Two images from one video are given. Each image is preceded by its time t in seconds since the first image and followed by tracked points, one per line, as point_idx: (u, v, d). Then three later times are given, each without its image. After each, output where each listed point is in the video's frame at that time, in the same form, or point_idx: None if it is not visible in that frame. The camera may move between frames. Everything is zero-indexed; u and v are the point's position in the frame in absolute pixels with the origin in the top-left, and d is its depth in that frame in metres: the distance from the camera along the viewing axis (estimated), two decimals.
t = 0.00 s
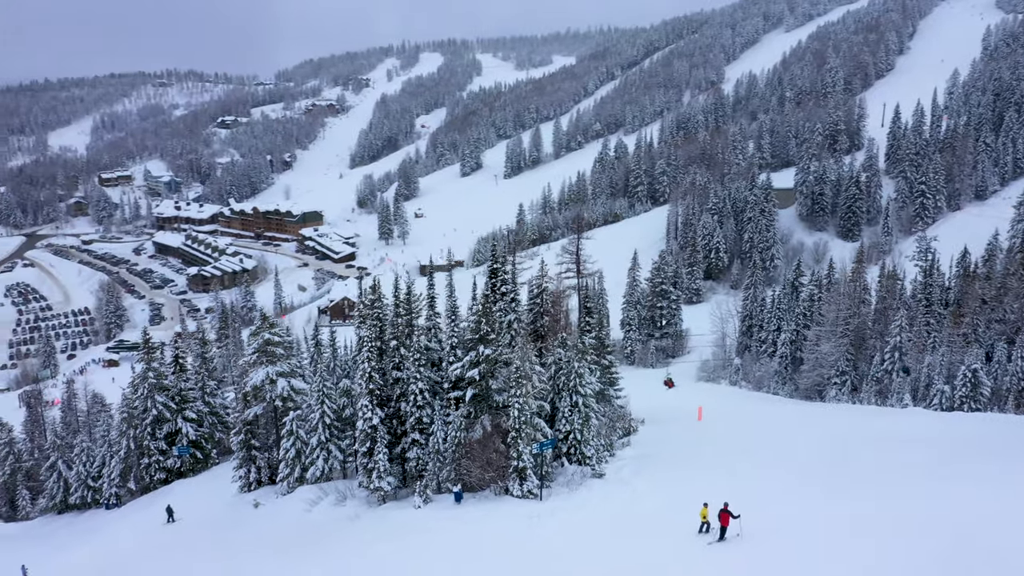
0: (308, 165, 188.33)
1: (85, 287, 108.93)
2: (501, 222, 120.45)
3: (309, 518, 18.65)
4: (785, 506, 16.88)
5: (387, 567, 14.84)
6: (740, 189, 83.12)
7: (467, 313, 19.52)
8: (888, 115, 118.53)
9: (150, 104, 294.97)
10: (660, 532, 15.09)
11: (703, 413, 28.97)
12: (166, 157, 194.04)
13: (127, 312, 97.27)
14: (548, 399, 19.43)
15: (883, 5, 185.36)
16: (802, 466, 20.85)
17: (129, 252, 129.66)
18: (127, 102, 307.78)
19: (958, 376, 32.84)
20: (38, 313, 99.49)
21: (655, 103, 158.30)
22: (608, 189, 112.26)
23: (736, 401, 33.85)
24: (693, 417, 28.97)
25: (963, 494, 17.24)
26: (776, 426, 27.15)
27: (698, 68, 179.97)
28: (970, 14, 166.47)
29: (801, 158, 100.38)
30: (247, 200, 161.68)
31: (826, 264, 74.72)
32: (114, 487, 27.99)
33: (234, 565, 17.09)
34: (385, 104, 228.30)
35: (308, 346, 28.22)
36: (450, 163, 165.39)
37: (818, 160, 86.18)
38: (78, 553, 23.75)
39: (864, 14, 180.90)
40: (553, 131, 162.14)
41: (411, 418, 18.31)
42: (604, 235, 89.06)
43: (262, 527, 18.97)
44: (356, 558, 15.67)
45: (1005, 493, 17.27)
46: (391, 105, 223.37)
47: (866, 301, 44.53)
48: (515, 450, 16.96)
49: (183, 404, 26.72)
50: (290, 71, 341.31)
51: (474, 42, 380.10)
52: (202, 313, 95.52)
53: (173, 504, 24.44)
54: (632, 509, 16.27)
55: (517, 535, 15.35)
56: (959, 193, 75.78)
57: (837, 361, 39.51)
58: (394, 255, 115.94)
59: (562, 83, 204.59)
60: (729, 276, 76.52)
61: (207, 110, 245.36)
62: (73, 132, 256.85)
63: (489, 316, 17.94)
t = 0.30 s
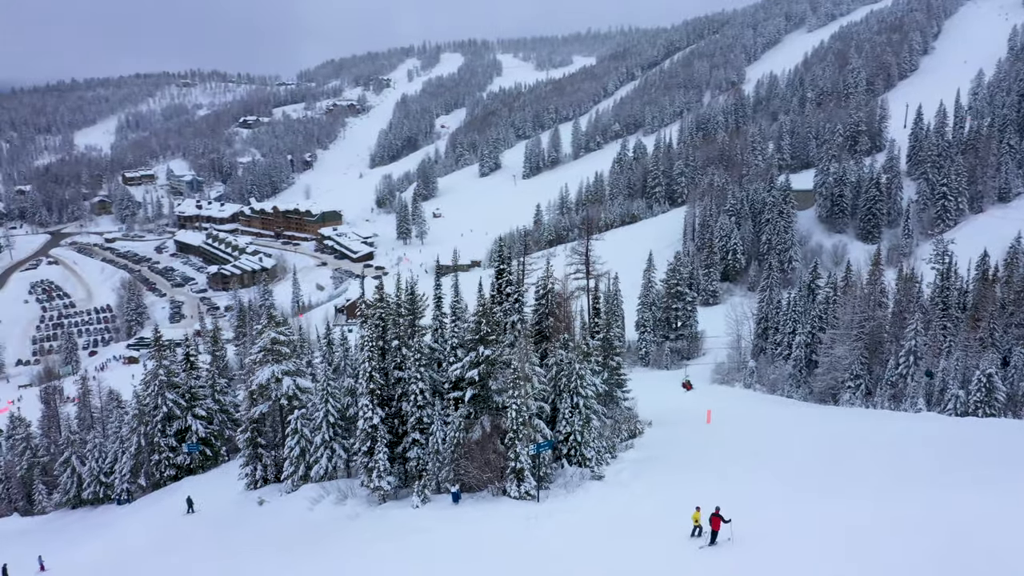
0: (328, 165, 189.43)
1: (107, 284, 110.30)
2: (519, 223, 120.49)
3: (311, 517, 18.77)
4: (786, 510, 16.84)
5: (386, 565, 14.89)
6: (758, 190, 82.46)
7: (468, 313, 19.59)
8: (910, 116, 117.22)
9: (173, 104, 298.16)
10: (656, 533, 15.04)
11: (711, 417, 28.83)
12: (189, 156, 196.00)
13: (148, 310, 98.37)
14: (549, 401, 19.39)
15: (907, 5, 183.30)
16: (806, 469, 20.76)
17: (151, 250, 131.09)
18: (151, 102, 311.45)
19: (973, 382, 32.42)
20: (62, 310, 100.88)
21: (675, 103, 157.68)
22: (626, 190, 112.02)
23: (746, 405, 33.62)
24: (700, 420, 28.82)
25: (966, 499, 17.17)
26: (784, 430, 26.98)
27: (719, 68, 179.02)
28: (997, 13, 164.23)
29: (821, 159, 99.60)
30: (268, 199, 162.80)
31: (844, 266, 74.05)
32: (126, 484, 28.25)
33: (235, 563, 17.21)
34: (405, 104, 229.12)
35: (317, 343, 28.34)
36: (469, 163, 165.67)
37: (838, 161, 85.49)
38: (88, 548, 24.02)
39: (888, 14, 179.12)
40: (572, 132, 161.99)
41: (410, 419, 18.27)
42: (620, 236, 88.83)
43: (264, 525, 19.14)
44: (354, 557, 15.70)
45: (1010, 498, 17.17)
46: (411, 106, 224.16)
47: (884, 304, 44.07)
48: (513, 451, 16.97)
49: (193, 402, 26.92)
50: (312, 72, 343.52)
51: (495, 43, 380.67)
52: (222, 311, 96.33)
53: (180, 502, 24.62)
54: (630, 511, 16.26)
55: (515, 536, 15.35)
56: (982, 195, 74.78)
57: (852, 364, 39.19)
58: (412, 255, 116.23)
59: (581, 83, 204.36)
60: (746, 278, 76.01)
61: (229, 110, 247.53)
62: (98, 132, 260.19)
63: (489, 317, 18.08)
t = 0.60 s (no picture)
0: (347, 164, 190.37)
1: (128, 282, 111.54)
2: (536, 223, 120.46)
3: (312, 515, 18.90)
4: (786, 513, 16.84)
5: (388, 565, 14.92)
6: (776, 192, 81.77)
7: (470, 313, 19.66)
8: (932, 117, 115.89)
9: (196, 104, 301.01)
10: (649, 535, 15.05)
11: (719, 419, 28.63)
12: (210, 156, 197.79)
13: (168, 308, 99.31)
14: (550, 402, 19.40)
15: (931, 4, 181.20)
16: (810, 473, 20.66)
17: (172, 249, 132.38)
18: (174, 102, 314.64)
19: (988, 387, 32.01)
20: (83, 307, 102.12)
21: (694, 104, 156.98)
22: (643, 191, 111.72)
23: (758, 408, 33.30)
24: (710, 422, 28.54)
25: (969, 504, 17.10)
26: (794, 433, 26.74)
27: (739, 69, 178.03)
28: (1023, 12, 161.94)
29: (840, 160, 98.89)
30: (288, 199, 163.77)
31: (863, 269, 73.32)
32: (137, 480, 28.54)
33: (236, 563, 17.30)
34: (424, 104, 229.78)
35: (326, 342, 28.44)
36: (487, 163, 165.83)
37: (857, 163, 84.69)
38: (98, 544, 24.34)
39: (911, 14, 177.21)
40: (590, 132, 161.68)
41: (410, 418, 18.35)
42: (636, 237, 88.54)
43: (266, 523, 19.32)
44: (354, 557, 15.69)
45: (1014, 504, 17.07)
46: (430, 106, 224.79)
47: (901, 308, 43.56)
48: (510, 452, 17.03)
49: (202, 400, 27.18)
50: (333, 72, 345.52)
51: (514, 43, 380.94)
52: (240, 310, 97.02)
53: (187, 500, 24.83)
54: (628, 512, 16.22)
55: (513, 538, 15.35)
56: (1004, 198, 73.78)
57: (865, 367, 38.86)
58: (429, 255, 116.52)
59: (600, 84, 204.02)
60: (763, 280, 75.39)
61: (251, 110, 249.51)
62: (122, 131, 263.23)
63: (490, 318, 18.14)
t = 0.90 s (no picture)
0: (367, 164, 191.19)
1: (148, 280, 112.72)
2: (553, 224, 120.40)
3: (313, 515, 19.01)
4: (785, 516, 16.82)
5: (386, 565, 14.95)
6: (794, 193, 81.03)
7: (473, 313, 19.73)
8: (955, 118, 114.42)
9: (218, 104, 303.61)
10: (644, 538, 15.04)
11: (728, 422, 28.46)
12: (231, 155, 199.45)
13: (188, 306, 100.16)
14: (550, 404, 19.40)
15: (956, 4, 178.94)
16: (815, 477, 20.58)
17: (192, 247, 133.62)
18: (197, 101, 317.74)
19: (1003, 393, 31.56)
20: (105, 305, 103.24)
21: (714, 105, 156.26)
22: (660, 192, 111.36)
23: (769, 411, 33.12)
24: (718, 425, 28.46)
25: (970, 510, 17.03)
26: (801, 437, 26.57)
27: (759, 69, 176.98)
28: None
29: (859, 161, 98.03)
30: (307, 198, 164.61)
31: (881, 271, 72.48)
32: (148, 476, 28.92)
33: (238, 561, 17.42)
34: (443, 104, 230.31)
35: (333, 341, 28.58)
36: (505, 163, 165.91)
37: (877, 164, 83.82)
38: (109, 539, 24.74)
39: (935, 14, 175.13)
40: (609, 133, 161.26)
41: (410, 419, 18.42)
42: (653, 238, 88.20)
43: (268, 522, 19.44)
44: (354, 557, 15.68)
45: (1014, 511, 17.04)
46: (449, 106, 225.26)
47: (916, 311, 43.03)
48: (508, 454, 17.08)
49: (211, 398, 27.52)
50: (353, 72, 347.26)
51: (534, 43, 380.89)
52: (258, 308, 97.70)
53: (195, 497, 25.16)
54: (626, 514, 16.22)
55: (511, 540, 15.34)
56: None
57: (879, 371, 38.43)
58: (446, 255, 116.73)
59: (619, 84, 203.50)
60: (780, 282, 74.82)
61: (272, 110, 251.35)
62: (146, 130, 266.15)
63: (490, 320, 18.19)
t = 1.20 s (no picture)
0: (386, 164, 191.98)
1: (169, 278, 113.92)
2: (570, 224, 120.29)
3: (314, 513, 19.15)
4: (788, 520, 16.78)
5: (383, 565, 15.00)
6: (813, 194, 80.33)
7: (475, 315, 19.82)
8: (979, 119, 112.96)
9: (240, 104, 306.31)
10: (639, 539, 15.07)
11: (737, 425, 28.35)
12: (252, 155, 201.08)
13: (207, 304, 101.16)
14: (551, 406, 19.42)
15: (982, 3, 176.57)
16: (821, 481, 20.48)
17: (212, 246, 134.89)
18: (220, 101, 320.76)
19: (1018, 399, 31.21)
20: (126, 302, 104.45)
21: (734, 105, 155.38)
22: (678, 193, 111.02)
23: (780, 414, 32.97)
24: (727, 428, 28.35)
25: (977, 518, 16.86)
26: (810, 441, 26.43)
27: (780, 70, 175.81)
28: None
29: (879, 162, 97.17)
30: (326, 198, 165.55)
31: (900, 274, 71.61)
32: (158, 473, 29.19)
33: (239, 558, 17.59)
34: (463, 104, 230.82)
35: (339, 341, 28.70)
36: (523, 164, 165.93)
37: (897, 166, 82.93)
38: (119, 535, 25.05)
39: (960, 13, 172.97)
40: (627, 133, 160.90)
41: (411, 419, 18.54)
42: (669, 239, 87.90)
43: (271, 520, 19.61)
44: (353, 556, 15.73)
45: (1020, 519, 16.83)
46: (469, 106, 225.73)
47: (933, 314, 42.49)
48: (505, 456, 17.17)
49: (221, 396, 27.78)
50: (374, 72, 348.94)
51: (554, 43, 380.68)
52: (276, 306, 98.41)
53: (203, 494, 25.37)
54: (624, 516, 16.26)
55: (508, 541, 15.35)
56: None
57: (894, 375, 38.05)
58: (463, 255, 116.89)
59: (639, 85, 202.94)
60: (797, 284, 74.12)
61: (293, 110, 253.14)
62: (169, 130, 268.89)
63: (491, 321, 18.28)
